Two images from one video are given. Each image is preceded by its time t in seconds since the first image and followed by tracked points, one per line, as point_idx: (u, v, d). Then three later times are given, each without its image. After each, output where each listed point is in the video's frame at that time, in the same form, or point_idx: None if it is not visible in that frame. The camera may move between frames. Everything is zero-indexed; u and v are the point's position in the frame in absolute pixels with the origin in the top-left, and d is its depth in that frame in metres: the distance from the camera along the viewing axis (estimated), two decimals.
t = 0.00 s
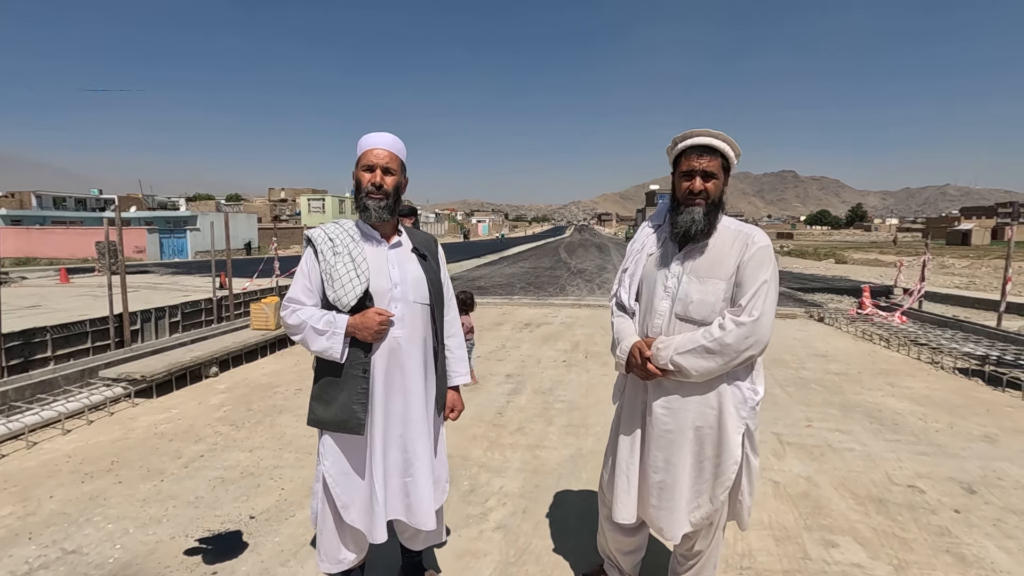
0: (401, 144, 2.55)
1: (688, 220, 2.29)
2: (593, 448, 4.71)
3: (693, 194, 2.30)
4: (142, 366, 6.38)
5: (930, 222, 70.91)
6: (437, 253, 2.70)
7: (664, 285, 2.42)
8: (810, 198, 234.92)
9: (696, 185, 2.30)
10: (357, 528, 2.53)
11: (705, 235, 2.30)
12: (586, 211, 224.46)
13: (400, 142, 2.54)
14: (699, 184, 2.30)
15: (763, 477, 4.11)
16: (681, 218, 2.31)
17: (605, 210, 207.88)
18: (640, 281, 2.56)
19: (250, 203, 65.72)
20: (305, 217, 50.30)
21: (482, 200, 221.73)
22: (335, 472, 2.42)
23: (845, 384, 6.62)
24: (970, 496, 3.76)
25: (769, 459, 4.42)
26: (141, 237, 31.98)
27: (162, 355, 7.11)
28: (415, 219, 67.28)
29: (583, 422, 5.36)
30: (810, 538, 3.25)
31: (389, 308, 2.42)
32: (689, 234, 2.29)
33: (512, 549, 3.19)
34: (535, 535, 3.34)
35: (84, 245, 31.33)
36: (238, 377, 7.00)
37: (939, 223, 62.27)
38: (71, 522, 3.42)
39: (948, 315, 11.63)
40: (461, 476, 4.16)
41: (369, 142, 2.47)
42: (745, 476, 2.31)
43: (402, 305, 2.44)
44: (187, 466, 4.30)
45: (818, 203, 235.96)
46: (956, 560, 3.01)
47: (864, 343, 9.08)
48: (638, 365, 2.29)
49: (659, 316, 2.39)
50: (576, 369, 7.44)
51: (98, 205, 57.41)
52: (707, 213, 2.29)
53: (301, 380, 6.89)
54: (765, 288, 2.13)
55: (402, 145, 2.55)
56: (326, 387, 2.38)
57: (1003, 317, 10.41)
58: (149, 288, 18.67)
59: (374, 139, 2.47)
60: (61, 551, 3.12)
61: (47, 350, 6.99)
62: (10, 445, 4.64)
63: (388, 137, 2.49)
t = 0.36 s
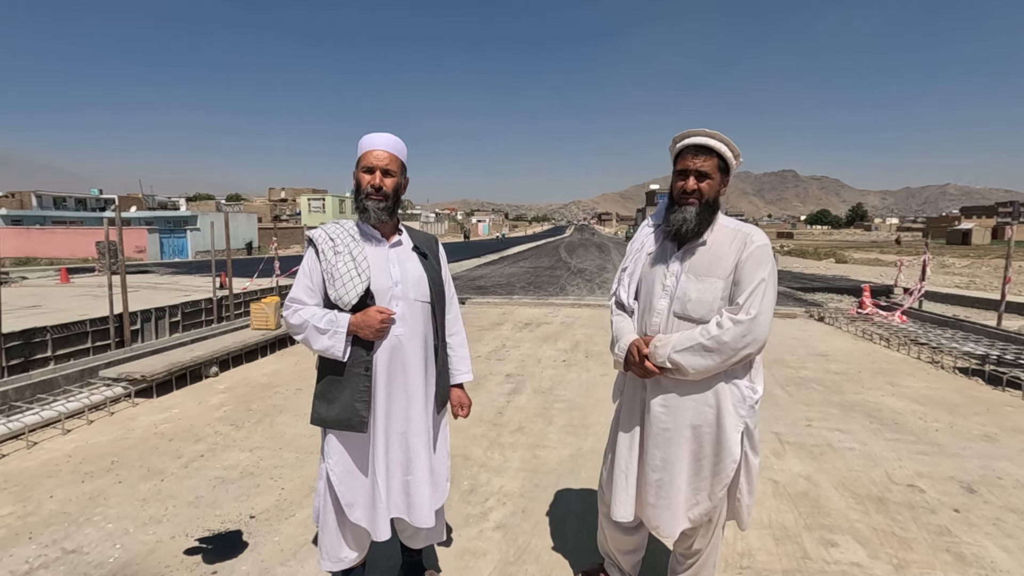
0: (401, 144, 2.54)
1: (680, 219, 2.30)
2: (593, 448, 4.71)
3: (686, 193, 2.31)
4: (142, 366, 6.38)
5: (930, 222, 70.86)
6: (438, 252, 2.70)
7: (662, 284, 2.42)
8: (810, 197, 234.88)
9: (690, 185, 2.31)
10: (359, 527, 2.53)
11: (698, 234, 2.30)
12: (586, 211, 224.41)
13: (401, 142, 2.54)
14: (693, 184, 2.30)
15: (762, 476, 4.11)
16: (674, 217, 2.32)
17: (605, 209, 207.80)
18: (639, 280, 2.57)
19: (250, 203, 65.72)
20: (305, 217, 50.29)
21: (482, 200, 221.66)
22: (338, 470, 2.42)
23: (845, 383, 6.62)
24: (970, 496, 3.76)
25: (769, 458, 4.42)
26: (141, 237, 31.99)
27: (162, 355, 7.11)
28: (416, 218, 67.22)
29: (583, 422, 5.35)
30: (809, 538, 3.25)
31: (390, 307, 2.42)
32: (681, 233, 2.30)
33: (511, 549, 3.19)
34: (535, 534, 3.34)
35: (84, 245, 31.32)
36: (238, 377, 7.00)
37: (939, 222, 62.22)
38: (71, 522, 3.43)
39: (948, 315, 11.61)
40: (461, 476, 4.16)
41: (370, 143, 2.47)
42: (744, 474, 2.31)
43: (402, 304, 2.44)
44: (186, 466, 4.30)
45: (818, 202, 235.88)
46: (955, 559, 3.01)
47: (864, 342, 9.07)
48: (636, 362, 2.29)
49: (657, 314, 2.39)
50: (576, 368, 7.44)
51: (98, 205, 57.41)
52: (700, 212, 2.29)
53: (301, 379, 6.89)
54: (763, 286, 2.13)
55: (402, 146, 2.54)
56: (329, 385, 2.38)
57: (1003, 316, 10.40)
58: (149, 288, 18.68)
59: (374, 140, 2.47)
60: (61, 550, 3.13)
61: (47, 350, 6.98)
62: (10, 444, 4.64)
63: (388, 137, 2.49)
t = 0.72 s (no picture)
0: (407, 143, 2.54)
1: (679, 217, 2.29)
2: (592, 447, 4.72)
3: (686, 192, 2.31)
4: (143, 364, 6.39)
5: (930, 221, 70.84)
6: (442, 251, 2.70)
7: (661, 283, 2.42)
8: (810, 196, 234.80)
9: (690, 184, 2.30)
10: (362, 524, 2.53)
11: (696, 233, 2.30)
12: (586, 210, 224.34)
13: (406, 142, 2.53)
14: (693, 183, 2.30)
15: (762, 475, 4.12)
16: (672, 215, 2.32)
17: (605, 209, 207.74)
18: (636, 279, 2.56)
19: (250, 203, 65.70)
20: (305, 216, 50.26)
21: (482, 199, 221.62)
22: (342, 467, 2.43)
23: (845, 383, 6.62)
24: (969, 495, 3.76)
25: (769, 457, 4.43)
26: (141, 236, 31.98)
27: (162, 354, 7.11)
28: (416, 218, 67.20)
29: (583, 421, 5.36)
30: (809, 537, 3.25)
31: (394, 306, 2.42)
32: (679, 232, 2.30)
33: (511, 547, 3.19)
34: (535, 533, 3.34)
35: (85, 244, 31.31)
36: (238, 377, 7.00)
37: (939, 222, 62.19)
38: (71, 521, 3.43)
39: (948, 314, 11.60)
40: (461, 475, 4.17)
41: (376, 142, 2.47)
42: (744, 472, 2.31)
43: (407, 304, 2.44)
44: (186, 465, 4.30)
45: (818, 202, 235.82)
46: (955, 558, 3.01)
47: (864, 342, 9.07)
48: (634, 361, 2.29)
49: (655, 313, 2.39)
50: (576, 368, 7.44)
51: (98, 205, 57.41)
52: (699, 211, 2.28)
53: (301, 379, 6.90)
54: (760, 285, 2.13)
55: (408, 145, 2.54)
56: (333, 384, 2.39)
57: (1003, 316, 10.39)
58: (149, 287, 18.68)
59: (380, 139, 2.46)
60: (60, 549, 3.13)
61: (47, 349, 6.99)
62: (10, 443, 4.65)
63: (394, 136, 2.48)
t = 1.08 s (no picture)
0: (412, 143, 2.54)
1: (683, 216, 2.28)
2: (593, 446, 4.72)
3: (690, 190, 2.29)
4: (143, 363, 6.39)
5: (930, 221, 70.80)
6: (447, 250, 2.69)
7: (660, 282, 2.42)
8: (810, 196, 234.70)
9: (695, 183, 2.29)
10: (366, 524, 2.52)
11: (698, 233, 2.29)
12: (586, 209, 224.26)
13: (410, 142, 2.52)
14: (697, 182, 2.29)
15: (762, 474, 4.11)
16: (676, 214, 2.31)
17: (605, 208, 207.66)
18: (636, 278, 2.56)
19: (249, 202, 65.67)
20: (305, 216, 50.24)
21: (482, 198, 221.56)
22: (349, 465, 2.42)
23: (845, 382, 6.62)
24: (969, 494, 3.76)
25: (769, 456, 4.43)
26: (141, 235, 31.99)
27: (163, 353, 7.11)
28: (416, 217, 67.18)
29: (583, 420, 5.36)
30: (809, 536, 3.25)
31: (398, 305, 2.42)
32: (682, 231, 2.29)
33: (512, 546, 3.19)
34: (535, 532, 3.34)
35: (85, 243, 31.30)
36: (238, 376, 7.01)
37: (940, 221, 62.17)
38: (71, 520, 3.42)
39: (948, 313, 11.61)
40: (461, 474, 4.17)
41: (380, 143, 2.46)
42: (743, 471, 2.31)
43: (412, 302, 2.44)
44: (187, 464, 4.31)
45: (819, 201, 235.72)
46: (955, 557, 3.01)
47: (864, 341, 9.06)
48: (633, 360, 2.28)
49: (655, 313, 2.38)
50: (576, 367, 7.45)
51: (98, 203, 57.42)
52: (702, 211, 2.28)
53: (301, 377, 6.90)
54: (760, 284, 2.13)
55: (413, 146, 2.53)
56: (339, 381, 2.38)
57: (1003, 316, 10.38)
58: (150, 286, 18.67)
59: (384, 139, 2.45)
60: (61, 548, 3.13)
61: (48, 347, 6.99)
62: (10, 442, 4.65)
63: (399, 137, 2.47)
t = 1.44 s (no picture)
0: (411, 142, 2.52)
1: (684, 216, 2.27)
2: (593, 445, 4.72)
3: (691, 189, 2.29)
4: (143, 362, 6.38)
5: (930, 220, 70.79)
6: (446, 248, 2.69)
7: (662, 281, 2.40)
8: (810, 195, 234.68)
9: (696, 181, 2.28)
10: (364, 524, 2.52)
11: (699, 232, 2.28)
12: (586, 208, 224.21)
13: (409, 140, 2.51)
14: (699, 180, 2.28)
15: (763, 474, 4.11)
16: (677, 213, 2.30)
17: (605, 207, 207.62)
18: (638, 277, 2.55)
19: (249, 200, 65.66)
20: (304, 214, 50.19)
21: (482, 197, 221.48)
22: (348, 464, 2.42)
23: (845, 381, 6.61)
24: (970, 493, 3.75)
25: (769, 455, 4.42)
26: (140, 233, 31.96)
27: (162, 352, 7.10)
28: (416, 216, 67.16)
29: (584, 419, 5.36)
30: (811, 535, 3.25)
31: (398, 302, 2.41)
32: (683, 230, 2.28)
33: (513, 546, 3.18)
34: (536, 531, 3.33)
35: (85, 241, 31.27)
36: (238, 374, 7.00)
37: (939, 220, 62.19)
38: (71, 519, 3.42)
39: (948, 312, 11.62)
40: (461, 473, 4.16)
41: (378, 141, 2.44)
42: (745, 471, 2.30)
43: (412, 300, 2.43)
44: (186, 463, 4.30)
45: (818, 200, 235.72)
46: (956, 556, 3.01)
47: (865, 340, 9.06)
48: (635, 361, 2.28)
49: (656, 312, 2.37)
50: (576, 365, 7.44)
51: (98, 201, 57.36)
52: (703, 210, 2.27)
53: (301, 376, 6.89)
54: (761, 283, 2.12)
55: (412, 145, 2.52)
56: (338, 379, 2.38)
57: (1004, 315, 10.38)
58: (150, 284, 18.66)
59: (383, 137, 2.44)
60: (61, 547, 3.12)
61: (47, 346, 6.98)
62: (9, 441, 4.64)
63: (398, 136, 2.46)
